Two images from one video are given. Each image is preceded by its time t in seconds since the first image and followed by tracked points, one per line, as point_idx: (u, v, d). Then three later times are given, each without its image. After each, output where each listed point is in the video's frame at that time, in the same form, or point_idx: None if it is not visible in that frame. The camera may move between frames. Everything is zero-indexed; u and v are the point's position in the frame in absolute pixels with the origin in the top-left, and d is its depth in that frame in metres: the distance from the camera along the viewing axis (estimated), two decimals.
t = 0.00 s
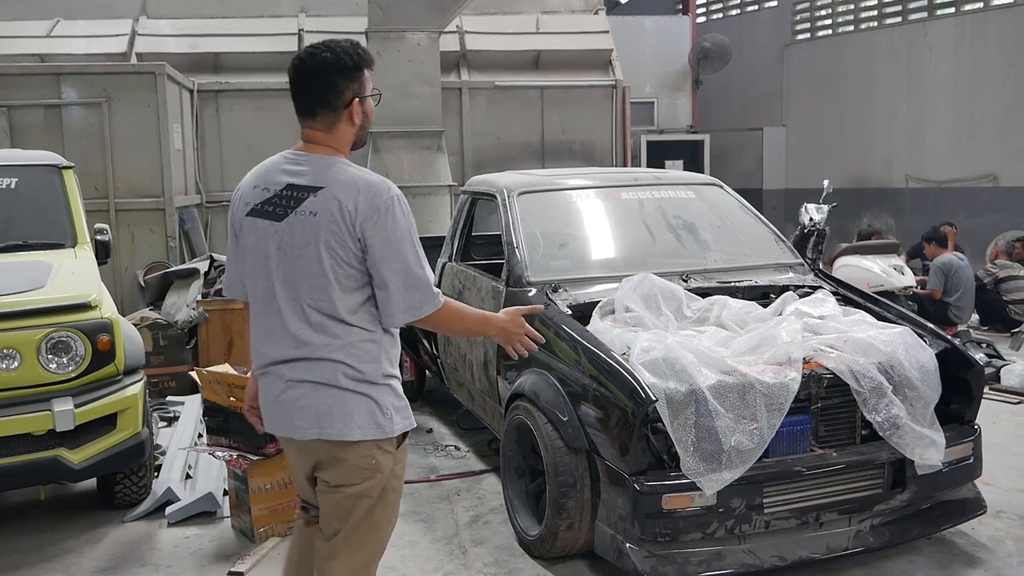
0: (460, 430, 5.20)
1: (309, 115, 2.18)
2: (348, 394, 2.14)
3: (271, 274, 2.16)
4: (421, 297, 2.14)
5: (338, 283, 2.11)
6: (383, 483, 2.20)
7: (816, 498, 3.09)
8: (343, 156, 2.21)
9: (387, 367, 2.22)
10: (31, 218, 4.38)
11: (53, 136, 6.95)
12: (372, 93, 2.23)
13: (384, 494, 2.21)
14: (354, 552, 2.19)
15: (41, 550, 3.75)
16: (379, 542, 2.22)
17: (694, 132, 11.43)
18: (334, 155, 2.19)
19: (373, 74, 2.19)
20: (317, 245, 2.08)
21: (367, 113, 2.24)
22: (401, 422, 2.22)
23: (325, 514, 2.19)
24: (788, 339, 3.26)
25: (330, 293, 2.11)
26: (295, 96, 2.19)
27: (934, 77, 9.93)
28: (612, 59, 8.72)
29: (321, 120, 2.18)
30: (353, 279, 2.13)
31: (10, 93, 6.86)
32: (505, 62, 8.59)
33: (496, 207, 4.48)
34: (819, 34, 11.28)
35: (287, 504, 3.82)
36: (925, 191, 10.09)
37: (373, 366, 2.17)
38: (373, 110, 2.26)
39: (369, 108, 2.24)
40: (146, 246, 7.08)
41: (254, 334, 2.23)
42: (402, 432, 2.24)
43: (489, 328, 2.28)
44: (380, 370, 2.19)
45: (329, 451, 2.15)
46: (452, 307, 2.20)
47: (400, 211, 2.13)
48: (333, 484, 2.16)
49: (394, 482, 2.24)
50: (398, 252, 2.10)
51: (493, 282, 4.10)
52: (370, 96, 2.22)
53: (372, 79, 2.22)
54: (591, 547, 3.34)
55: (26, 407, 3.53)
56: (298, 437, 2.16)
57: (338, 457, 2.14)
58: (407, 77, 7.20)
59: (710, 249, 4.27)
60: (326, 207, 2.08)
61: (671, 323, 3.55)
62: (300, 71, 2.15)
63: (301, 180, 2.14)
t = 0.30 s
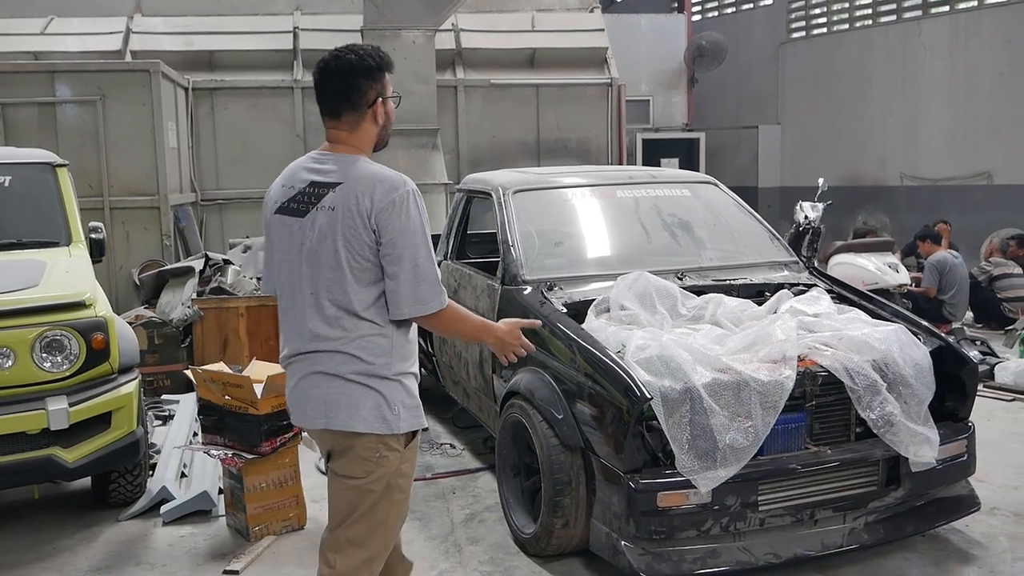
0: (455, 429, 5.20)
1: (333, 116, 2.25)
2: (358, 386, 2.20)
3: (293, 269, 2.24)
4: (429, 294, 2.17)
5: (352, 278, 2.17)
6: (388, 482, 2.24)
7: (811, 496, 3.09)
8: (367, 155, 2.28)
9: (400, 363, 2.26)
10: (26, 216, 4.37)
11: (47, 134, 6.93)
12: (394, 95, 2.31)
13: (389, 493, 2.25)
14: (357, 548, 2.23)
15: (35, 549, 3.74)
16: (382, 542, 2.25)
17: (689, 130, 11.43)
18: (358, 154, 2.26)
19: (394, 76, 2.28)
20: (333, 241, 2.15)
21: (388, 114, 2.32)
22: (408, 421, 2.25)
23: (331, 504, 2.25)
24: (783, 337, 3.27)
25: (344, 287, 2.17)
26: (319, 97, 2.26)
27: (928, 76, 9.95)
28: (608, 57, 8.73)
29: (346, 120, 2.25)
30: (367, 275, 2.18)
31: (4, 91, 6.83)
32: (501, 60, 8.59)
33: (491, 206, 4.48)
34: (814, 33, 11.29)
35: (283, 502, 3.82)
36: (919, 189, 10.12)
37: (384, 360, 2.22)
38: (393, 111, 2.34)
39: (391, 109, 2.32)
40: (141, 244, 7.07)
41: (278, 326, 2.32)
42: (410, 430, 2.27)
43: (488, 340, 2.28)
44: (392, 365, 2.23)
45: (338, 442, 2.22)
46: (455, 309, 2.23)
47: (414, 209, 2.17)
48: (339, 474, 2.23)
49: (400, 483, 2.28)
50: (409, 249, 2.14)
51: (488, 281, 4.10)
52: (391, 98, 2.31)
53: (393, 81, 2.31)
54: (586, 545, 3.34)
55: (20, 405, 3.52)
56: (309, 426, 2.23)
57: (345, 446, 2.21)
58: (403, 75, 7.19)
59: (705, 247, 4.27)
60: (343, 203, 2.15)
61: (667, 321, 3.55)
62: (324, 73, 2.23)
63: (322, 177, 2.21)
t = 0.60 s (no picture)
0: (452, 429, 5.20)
1: (369, 116, 2.33)
2: (368, 375, 2.25)
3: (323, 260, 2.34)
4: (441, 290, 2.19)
5: (366, 269, 2.23)
6: (395, 472, 2.27)
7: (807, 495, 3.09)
8: (393, 157, 2.32)
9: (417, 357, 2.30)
10: (22, 216, 4.36)
11: (43, 134, 6.92)
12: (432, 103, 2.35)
13: (396, 484, 2.27)
14: (363, 536, 2.27)
15: (31, 550, 3.73)
16: (387, 533, 2.28)
17: (686, 129, 11.44)
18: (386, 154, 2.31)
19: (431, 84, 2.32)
20: (352, 237, 2.22)
21: (423, 121, 2.35)
22: (419, 413, 2.28)
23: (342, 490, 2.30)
24: (779, 337, 3.27)
25: (361, 279, 2.24)
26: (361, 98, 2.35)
27: (924, 75, 9.96)
28: (604, 56, 8.73)
29: (379, 121, 2.31)
30: (384, 270, 2.23)
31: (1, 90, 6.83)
32: (498, 60, 8.61)
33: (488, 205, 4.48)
34: (810, 32, 11.30)
35: (279, 502, 3.81)
36: (916, 188, 10.13)
37: (400, 353, 2.27)
38: (430, 120, 2.36)
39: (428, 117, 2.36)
40: (137, 244, 7.06)
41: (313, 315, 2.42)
42: (418, 422, 2.29)
43: (463, 401, 2.23)
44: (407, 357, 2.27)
45: (348, 426, 2.28)
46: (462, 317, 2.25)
47: (429, 207, 2.20)
48: (348, 459, 2.28)
49: (409, 475, 2.30)
50: (425, 246, 2.18)
51: (484, 280, 4.10)
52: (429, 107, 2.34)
53: (433, 90, 2.35)
54: (583, 545, 3.34)
55: (16, 406, 3.51)
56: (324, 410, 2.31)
57: (353, 432, 2.26)
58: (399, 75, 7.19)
59: (701, 247, 4.27)
60: (362, 201, 2.21)
61: (663, 321, 3.55)
62: (365, 75, 2.32)
63: (353, 175, 2.29)
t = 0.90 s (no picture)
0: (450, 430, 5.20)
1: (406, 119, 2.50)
2: (361, 355, 2.44)
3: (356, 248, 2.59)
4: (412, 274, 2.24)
5: (366, 255, 2.42)
6: (392, 459, 2.41)
7: (806, 496, 3.09)
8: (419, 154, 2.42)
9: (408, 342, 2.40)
10: (21, 219, 4.36)
11: (40, 137, 6.92)
12: (459, 102, 2.43)
13: (396, 471, 2.41)
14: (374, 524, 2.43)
15: (29, 554, 3.72)
16: (394, 520, 2.41)
17: (684, 131, 11.43)
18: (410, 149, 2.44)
19: (454, 84, 2.41)
20: (361, 225, 2.43)
21: (451, 119, 2.43)
22: (403, 399, 2.39)
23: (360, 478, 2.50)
24: (777, 337, 3.27)
25: (364, 264, 2.43)
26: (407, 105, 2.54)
27: (921, 76, 9.97)
28: (601, 58, 8.73)
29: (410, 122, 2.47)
30: (380, 255, 2.39)
31: None
32: (495, 62, 8.62)
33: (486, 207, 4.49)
34: (807, 33, 11.30)
35: (278, 505, 3.81)
36: (913, 189, 10.14)
37: (393, 338, 2.39)
38: (459, 118, 2.44)
39: (454, 115, 2.43)
40: (135, 247, 7.06)
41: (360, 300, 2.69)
42: (403, 407, 2.39)
43: (435, 379, 2.25)
44: (399, 342, 2.39)
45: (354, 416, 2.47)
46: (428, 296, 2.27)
47: (409, 193, 2.27)
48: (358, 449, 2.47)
49: (409, 463, 2.42)
50: (395, 231, 2.27)
51: (482, 282, 4.10)
52: (454, 106, 2.43)
53: (462, 91, 2.43)
54: (581, 547, 3.34)
55: (15, 409, 3.51)
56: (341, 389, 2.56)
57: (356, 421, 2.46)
58: (396, 77, 7.19)
59: (699, 248, 4.28)
60: (367, 191, 2.39)
61: (661, 322, 3.56)
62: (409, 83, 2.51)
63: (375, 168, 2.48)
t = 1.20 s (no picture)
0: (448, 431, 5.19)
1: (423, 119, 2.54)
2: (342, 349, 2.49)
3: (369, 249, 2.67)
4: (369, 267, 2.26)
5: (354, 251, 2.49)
6: (364, 454, 2.41)
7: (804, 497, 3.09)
8: (417, 154, 2.44)
9: (382, 338, 2.39)
10: (17, 220, 4.35)
11: (37, 138, 6.91)
12: (444, 98, 2.36)
13: (368, 465, 2.40)
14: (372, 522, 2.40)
15: (26, 555, 3.72)
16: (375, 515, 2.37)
17: (681, 132, 11.43)
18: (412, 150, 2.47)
19: (440, 80, 2.36)
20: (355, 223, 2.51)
21: (440, 116, 2.38)
22: (361, 388, 2.38)
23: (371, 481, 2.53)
24: (774, 338, 3.27)
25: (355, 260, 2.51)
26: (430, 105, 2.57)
27: (918, 78, 9.99)
28: (599, 60, 8.74)
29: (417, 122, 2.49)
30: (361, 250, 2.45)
31: None
32: (492, 63, 8.62)
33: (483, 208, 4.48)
34: (805, 35, 11.31)
35: (274, 507, 3.80)
36: (910, 190, 10.16)
37: (367, 332, 2.40)
38: (447, 114, 2.37)
39: (440, 112, 2.38)
40: (133, 248, 7.05)
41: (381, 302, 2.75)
42: (368, 399, 2.38)
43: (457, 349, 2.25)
44: (371, 336, 2.40)
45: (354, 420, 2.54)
46: (404, 287, 2.26)
47: (370, 189, 2.30)
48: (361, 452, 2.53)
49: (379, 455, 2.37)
50: (359, 224, 2.31)
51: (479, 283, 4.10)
52: (440, 102, 2.37)
53: (450, 85, 2.36)
54: (579, 548, 3.34)
55: (11, 410, 3.50)
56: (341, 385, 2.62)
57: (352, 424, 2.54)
58: (394, 79, 7.19)
59: (696, 249, 4.28)
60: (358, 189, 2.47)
61: (658, 323, 3.56)
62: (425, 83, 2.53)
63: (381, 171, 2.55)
